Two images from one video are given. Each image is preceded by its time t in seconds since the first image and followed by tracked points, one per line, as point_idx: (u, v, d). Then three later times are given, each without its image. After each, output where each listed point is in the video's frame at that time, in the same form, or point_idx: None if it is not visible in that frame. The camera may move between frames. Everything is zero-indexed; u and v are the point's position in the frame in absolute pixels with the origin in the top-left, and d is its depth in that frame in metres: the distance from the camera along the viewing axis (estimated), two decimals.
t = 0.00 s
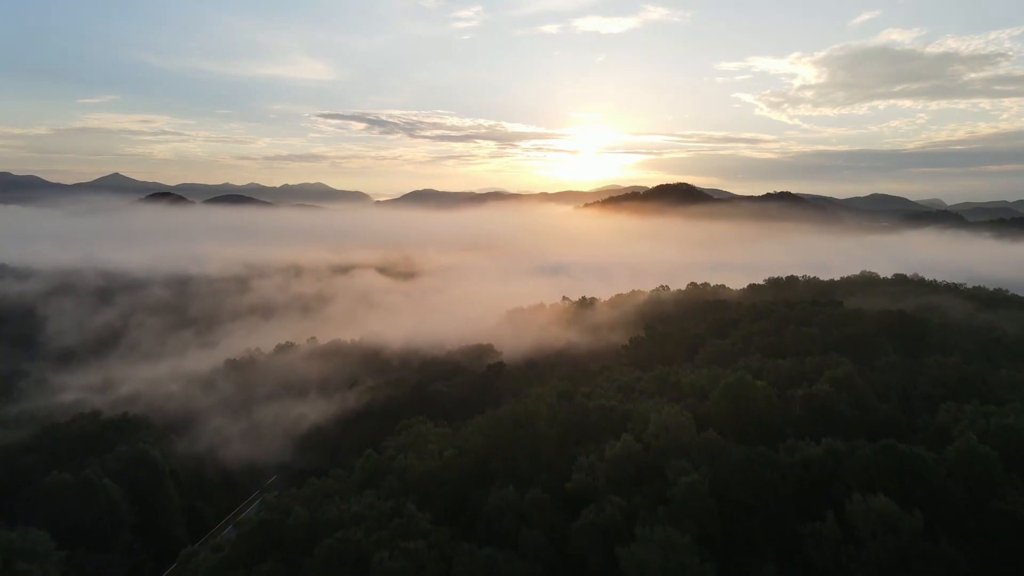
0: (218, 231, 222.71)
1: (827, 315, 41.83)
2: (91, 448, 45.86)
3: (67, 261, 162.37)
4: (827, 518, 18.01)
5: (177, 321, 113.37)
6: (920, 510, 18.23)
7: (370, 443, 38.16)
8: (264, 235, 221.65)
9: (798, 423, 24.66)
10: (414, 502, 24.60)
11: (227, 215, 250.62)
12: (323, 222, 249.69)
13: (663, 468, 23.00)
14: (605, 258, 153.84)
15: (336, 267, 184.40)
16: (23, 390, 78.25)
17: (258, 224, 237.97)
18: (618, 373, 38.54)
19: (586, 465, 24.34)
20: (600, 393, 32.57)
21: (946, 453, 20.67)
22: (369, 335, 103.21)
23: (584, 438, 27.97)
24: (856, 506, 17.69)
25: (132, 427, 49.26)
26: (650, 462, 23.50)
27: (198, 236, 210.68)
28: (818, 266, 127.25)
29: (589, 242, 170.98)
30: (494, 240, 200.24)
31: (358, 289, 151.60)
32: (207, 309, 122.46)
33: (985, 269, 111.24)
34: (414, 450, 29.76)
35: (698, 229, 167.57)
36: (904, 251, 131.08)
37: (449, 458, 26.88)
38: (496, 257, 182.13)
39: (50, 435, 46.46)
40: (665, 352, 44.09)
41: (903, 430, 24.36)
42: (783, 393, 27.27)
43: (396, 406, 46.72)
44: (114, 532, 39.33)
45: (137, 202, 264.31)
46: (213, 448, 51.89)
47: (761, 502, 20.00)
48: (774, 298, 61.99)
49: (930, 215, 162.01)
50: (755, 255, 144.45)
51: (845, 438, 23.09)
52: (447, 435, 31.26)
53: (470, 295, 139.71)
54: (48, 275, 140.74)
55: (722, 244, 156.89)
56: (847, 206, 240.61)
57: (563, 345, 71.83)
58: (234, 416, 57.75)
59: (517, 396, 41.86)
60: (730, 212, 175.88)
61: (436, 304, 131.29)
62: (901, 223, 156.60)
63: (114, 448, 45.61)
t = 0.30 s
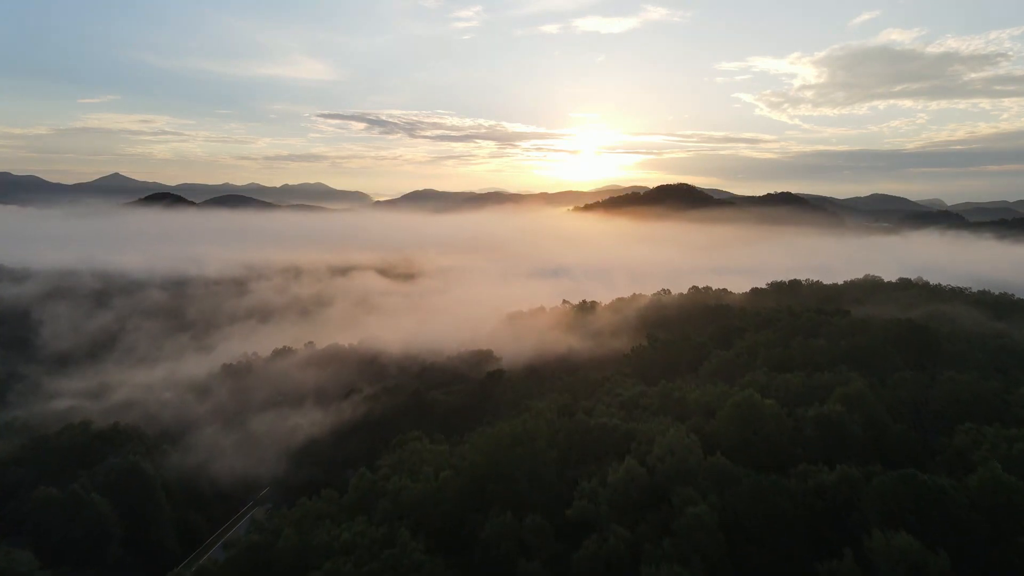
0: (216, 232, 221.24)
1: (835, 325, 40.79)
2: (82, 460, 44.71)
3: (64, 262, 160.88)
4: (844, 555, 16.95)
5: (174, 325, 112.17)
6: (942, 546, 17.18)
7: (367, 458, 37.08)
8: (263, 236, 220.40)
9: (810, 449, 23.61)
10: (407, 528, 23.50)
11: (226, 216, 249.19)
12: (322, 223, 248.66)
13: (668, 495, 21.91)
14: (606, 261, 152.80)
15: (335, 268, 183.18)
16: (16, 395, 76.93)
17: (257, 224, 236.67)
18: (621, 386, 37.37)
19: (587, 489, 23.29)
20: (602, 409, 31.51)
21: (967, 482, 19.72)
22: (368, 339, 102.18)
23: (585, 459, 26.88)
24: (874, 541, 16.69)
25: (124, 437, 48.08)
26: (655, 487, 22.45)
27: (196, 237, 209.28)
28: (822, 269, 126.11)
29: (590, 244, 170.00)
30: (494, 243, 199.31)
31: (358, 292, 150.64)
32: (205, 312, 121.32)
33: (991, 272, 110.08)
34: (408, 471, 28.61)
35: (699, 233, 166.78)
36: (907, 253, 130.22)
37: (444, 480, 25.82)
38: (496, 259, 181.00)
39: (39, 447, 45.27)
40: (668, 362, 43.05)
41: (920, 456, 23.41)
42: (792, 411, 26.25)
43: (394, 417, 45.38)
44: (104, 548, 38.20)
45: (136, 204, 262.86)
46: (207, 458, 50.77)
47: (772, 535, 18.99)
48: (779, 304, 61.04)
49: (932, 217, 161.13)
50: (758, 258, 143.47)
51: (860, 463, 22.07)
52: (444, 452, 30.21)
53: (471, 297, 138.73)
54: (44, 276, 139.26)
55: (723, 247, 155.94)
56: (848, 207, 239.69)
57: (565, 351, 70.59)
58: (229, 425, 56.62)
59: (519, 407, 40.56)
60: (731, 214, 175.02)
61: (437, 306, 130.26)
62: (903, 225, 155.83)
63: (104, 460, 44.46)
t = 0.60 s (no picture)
0: (215, 232, 219.79)
1: (843, 336, 39.79)
2: (70, 476, 43.50)
3: (60, 262, 159.33)
4: None
5: (170, 329, 110.92)
6: None
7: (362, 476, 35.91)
8: (262, 237, 219.06)
9: (824, 474, 22.55)
10: (399, 559, 22.26)
11: (225, 216, 247.96)
12: (321, 224, 247.56)
13: (675, 526, 20.77)
14: (607, 265, 151.68)
15: (334, 270, 182.00)
16: (8, 403, 75.71)
17: (256, 225, 235.24)
18: (624, 400, 36.19)
19: (589, 517, 22.10)
20: (605, 427, 30.33)
21: (992, 515, 18.79)
22: (366, 344, 101.06)
23: (587, 483, 25.72)
24: None
25: (113, 450, 46.85)
26: (662, 516, 21.25)
27: (195, 237, 207.94)
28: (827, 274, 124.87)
29: (591, 248, 168.95)
30: (494, 245, 198.17)
31: (357, 294, 149.52)
32: (203, 317, 120.18)
33: (997, 275, 108.77)
34: (401, 494, 27.33)
35: (701, 237, 165.71)
36: (911, 256, 129.14)
37: (439, 505, 24.56)
38: (496, 261, 179.87)
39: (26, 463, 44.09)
40: (672, 373, 41.88)
41: (936, 482, 22.48)
42: (804, 433, 25.07)
43: (390, 430, 44.02)
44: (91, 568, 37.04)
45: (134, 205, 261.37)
46: (199, 471, 49.51)
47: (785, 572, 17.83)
48: (785, 311, 59.88)
49: (935, 221, 160.06)
50: (760, 263, 142.36)
51: (878, 493, 20.92)
52: (439, 473, 28.96)
53: (470, 300, 137.64)
54: (40, 279, 137.84)
55: (725, 252, 154.84)
56: (850, 208, 238.50)
57: (566, 358, 69.24)
58: (223, 437, 55.37)
59: (519, 422, 39.32)
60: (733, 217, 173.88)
61: (437, 310, 129.02)
62: (906, 229, 154.78)
63: (92, 475, 43.23)
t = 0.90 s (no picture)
0: (214, 233, 218.76)
1: (851, 347, 38.82)
2: (57, 490, 42.33)
3: (57, 263, 158.16)
4: None
5: (166, 333, 109.83)
6: None
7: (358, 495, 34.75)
8: (261, 238, 218.05)
9: (839, 504, 21.54)
10: None
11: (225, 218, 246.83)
12: (320, 226, 246.53)
13: (683, 560, 19.64)
14: (608, 269, 150.66)
15: (333, 271, 181.05)
16: None
17: (255, 226, 234.35)
18: (627, 415, 35.16)
19: (591, 546, 21.04)
20: (608, 445, 29.27)
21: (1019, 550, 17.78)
22: (365, 347, 100.05)
23: (589, 509, 24.57)
24: None
25: (103, 463, 45.63)
26: (669, 549, 20.13)
27: (193, 240, 206.96)
28: (831, 278, 123.85)
29: (593, 251, 167.96)
30: (495, 247, 197.13)
31: (358, 297, 148.62)
32: (199, 320, 118.89)
33: (1002, 277, 107.89)
34: (394, 521, 26.05)
35: (703, 240, 164.79)
36: (914, 259, 128.24)
37: (432, 532, 23.32)
38: (496, 263, 178.84)
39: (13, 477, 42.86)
40: (676, 385, 40.92)
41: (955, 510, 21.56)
42: (816, 456, 24.06)
43: (387, 444, 42.68)
44: None
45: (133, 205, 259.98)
46: (191, 483, 48.33)
47: None
48: (790, 318, 58.83)
49: (937, 224, 159.16)
50: (762, 267, 141.42)
51: (896, 524, 19.93)
52: (434, 495, 27.78)
53: (471, 303, 136.68)
54: (37, 280, 136.81)
55: (727, 255, 153.91)
56: (850, 208, 237.91)
57: (568, 365, 68.02)
58: (216, 446, 54.21)
59: (519, 437, 38.20)
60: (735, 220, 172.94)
61: (436, 313, 127.88)
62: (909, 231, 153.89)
63: (80, 489, 41.86)
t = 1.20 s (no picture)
0: (213, 236, 217.80)
1: (861, 360, 37.83)
2: (44, 505, 41.16)
3: (54, 265, 157.11)
4: None
5: (163, 338, 108.75)
6: None
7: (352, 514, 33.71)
8: (260, 241, 217.20)
9: (856, 535, 20.60)
10: None
11: (224, 220, 245.87)
12: (320, 229, 245.63)
13: None
14: (609, 272, 149.80)
15: (332, 274, 180.17)
16: None
17: (254, 228, 233.40)
18: (629, 432, 34.07)
19: None
20: (610, 467, 28.17)
21: None
22: (363, 352, 99.10)
23: (591, 536, 23.40)
24: None
25: (92, 477, 44.50)
26: None
27: (192, 243, 205.92)
28: (834, 282, 122.77)
29: (593, 255, 167.10)
30: (495, 249, 196.27)
31: (357, 300, 147.71)
32: (196, 324, 117.96)
33: (1006, 281, 107.05)
34: (387, 550, 24.81)
35: (705, 243, 163.99)
36: (916, 263, 127.49)
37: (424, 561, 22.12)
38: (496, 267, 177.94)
39: None
40: (680, 399, 39.87)
41: (979, 538, 20.62)
42: (829, 482, 22.96)
43: (383, 459, 41.47)
44: None
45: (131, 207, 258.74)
46: (184, 497, 47.23)
47: None
48: (796, 326, 57.75)
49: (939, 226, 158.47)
50: (764, 270, 140.60)
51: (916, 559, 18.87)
52: (428, 518, 26.59)
53: (470, 306, 135.84)
54: (32, 283, 135.67)
55: (729, 259, 153.08)
56: (851, 209, 237.22)
57: (569, 373, 66.88)
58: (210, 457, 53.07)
59: (518, 453, 37.13)
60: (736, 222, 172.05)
61: (436, 318, 126.86)
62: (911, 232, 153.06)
63: (68, 504, 40.76)
